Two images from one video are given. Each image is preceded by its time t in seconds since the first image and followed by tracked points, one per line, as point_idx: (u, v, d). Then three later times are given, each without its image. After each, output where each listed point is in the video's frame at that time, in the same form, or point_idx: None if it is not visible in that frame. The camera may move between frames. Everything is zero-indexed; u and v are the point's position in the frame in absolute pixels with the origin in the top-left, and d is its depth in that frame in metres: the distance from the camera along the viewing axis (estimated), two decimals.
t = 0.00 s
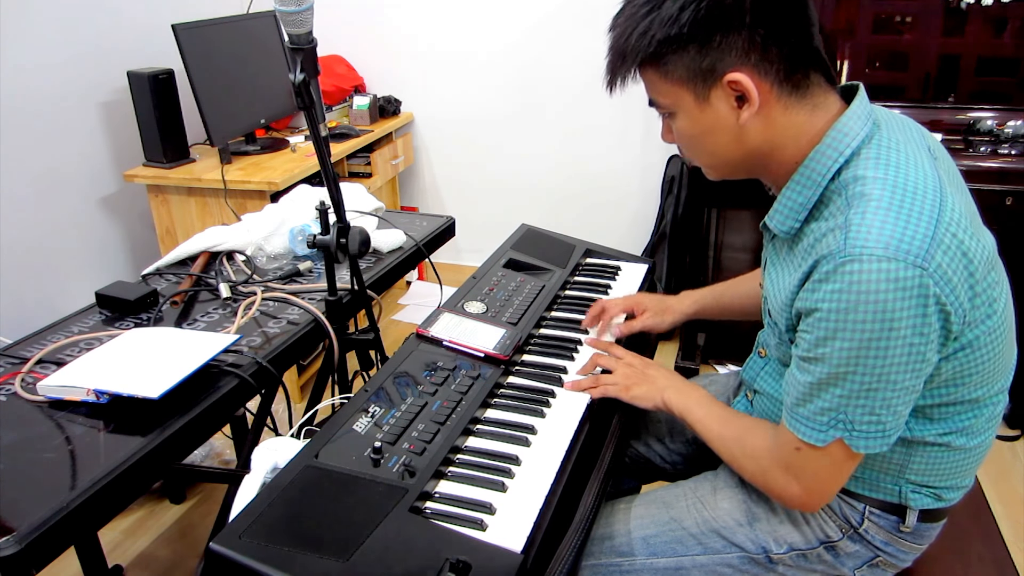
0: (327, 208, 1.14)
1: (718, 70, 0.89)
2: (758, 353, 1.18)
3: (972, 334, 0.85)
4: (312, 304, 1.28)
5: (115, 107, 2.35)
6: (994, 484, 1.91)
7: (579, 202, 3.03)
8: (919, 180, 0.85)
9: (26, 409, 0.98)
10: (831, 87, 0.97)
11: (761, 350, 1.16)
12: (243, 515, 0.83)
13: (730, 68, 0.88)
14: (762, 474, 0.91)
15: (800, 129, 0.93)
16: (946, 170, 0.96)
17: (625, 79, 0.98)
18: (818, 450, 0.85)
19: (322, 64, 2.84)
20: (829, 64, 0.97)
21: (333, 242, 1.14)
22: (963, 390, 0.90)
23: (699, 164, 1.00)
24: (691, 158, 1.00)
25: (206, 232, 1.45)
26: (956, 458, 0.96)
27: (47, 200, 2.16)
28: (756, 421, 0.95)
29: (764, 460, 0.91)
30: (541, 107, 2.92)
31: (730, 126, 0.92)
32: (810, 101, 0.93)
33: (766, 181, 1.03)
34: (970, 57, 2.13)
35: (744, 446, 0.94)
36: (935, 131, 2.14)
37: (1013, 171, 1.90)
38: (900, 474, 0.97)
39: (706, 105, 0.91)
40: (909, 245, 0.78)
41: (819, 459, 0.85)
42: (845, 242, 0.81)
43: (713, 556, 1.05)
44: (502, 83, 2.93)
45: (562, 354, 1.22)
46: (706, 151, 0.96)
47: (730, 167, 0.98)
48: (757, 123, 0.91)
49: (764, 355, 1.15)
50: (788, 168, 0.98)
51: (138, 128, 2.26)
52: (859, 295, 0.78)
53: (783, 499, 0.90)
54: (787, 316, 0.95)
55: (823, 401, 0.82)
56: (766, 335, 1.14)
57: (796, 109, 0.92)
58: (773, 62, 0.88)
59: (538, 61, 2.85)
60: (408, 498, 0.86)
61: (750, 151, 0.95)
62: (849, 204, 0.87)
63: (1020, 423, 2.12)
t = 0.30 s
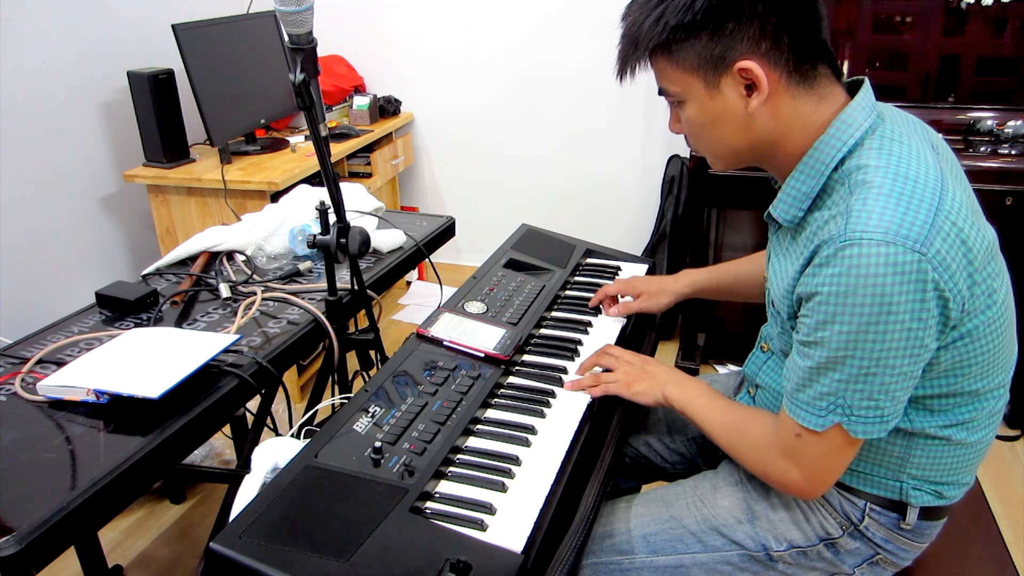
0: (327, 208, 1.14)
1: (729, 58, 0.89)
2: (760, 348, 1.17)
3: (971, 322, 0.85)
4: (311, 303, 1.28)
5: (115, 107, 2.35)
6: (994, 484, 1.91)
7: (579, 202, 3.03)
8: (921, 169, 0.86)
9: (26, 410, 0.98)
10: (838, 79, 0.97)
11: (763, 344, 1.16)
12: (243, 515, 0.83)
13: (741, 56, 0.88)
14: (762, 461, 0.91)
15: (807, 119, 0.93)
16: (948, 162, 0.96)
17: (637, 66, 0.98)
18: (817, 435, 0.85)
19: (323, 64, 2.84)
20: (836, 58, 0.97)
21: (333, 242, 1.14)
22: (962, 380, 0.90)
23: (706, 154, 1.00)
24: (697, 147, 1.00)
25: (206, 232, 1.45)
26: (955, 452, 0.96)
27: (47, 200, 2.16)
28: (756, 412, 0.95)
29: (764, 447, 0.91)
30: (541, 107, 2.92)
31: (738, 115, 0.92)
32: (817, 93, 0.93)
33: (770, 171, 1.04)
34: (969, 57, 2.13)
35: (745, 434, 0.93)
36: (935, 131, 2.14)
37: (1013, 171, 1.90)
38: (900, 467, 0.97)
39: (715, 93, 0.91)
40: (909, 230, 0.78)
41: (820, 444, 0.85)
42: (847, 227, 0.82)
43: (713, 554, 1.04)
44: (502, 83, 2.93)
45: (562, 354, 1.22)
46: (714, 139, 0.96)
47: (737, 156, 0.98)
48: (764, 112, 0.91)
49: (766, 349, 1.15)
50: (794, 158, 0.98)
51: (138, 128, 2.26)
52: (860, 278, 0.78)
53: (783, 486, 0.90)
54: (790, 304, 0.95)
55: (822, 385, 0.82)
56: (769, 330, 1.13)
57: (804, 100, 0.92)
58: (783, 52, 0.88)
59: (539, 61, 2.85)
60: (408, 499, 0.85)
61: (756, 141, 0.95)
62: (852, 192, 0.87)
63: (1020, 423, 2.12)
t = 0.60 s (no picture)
0: (327, 208, 1.14)
1: (742, 45, 0.88)
2: (761, 343, 1.17)
3: (972, 306, 0.86)
4: (311, 303, 1.28)
5: (115, 107, 2.35)
6: (994, 484, 1.91)
7: (579, 202, 3.03)
8: (922, 155, 0.87)
9: (26, 409, 0.98)
10: (842, 71, 0.98)
11: (765, 339, 1.16)
12: (242, 515, 0.83)
13: (754, 43, 0.88)
14: (771, 449, 0.90)
15: (814, 108, 0.93)
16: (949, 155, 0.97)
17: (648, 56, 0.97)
18: (825, 418, 0.84)
19: (322, 64, 2.84)
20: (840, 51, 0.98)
21: (333, 242, 1.14)
22: (963, 367, 0.90)
23: (713, 144, 0.99)
24: (705, 138, 1.00)
25: (206, 232, 1.45)
26: (956, 443, 0.95)
27: (48, 201, 2.16)
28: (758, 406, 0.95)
29: (771, 435, 0.89)
30: (541, 107, 2.92)
31: (750, 102, 0.91)
32: (824, 82, 0.93)
33: (774, 162, 1.04)
34: (970, 57, 2.13)
35: (753, 423, 0.92)
36: (935, 131, 2.14)
37: (1013, 171, 1.90)
38: (902, 460, 0.97)
39: (727, 80, 0.91)
40: (911, 209, 0.79)
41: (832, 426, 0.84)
42: (851, 207, 0.82)
43: (713, 553, 1.04)
44: (503, 83, 2.93)
45: (562, 354, 1.22)
46: (724, 128, 0.95)
47: (744, 146, 0.97)
48: (775, 100, 0.91)
49: (768, 344, 1.14)
50: (799, 148, 0.98)
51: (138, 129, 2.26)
52: (864, 254, 0.78)
53: (793, 474, 0.88)
54: (793, 290, 0.96)
55: (827, 365, 0.82)
56: (771, 324, 1.13)
57: (812, 88, 0.92)
58: (795, 40, 0.88)
59: (539, 61, 2.85)
60: (408, 499, 0.85)
61: (766, 129, 0.94)
62: (855, 175, 0.87)
63: (1020, 423, 2.12)
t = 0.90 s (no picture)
0: (327, 208, 1.14)
1: (748, 36, 0.88)
2: (760, 339, 1.17)
3: (971, 295, 0.86)
4: (311, 303, 1.28)
5: (115, 107, 2.35)
6: (994, 484, 1.91)
7: (579, 202, 3.03)
8: (922, 146, 0.87)
9: (26, 410, 0.98)
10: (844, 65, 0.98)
11: (764, 335, 1.15)
12: (243, 515, 0.83)
13: (759, 34, 0.88)
14: (775, 441, 0.90)
15: (818, 99, 0.93)
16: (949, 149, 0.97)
17: (654, 50, 0.97)
18: (830, 407, 0.84)
19: (322, 64, 2.84)
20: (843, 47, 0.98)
21: (333, 242, 1.14)
22: (962, 357, 0.91)
23: (718, 139, 0.99)
24: (709, 132, 0.99)
25: (206, 232, 1.45)
26: (954, 436, 0.96)
27: (48, 201, 2.16)
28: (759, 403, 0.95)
29: (775, 428, 0.89)
30: (541, 107, 2.92)
31: (755, 93, 0.91)
32: (827, 74, 0.93)
33: (775, 155, 1.04)
34: (970, 57, 2.13)
35: (756, 418, 0.92)
36: (935, 130, 2.14)
37: (1013, 171, 1.90)
38: (901, 453, 0.97)
39: (733, 72, 0.91)
40: (912, 196, 0.79)
41: (836, 416, 0.84)
42: (852, 195, 0.83)
43: (713, 551, 1.04)
44: (503, 83, 2.93)
45: (562, 355, 1.22)
46: (729, 121, 0.94)
47: (748, 140, 0.97)
48: (780, 92, 0.91)
49: (766, 340, 1.14)
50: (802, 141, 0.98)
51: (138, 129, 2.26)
52: (865, 240, 0.79)
53: (797, 467, 0.88)
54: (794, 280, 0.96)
55: (828, 351, 0.82)
56: (770, 320, 1.13)
57: (817, 81, 0.92)
58: (799, 31, 0.89)
59: (539, 61, 2.85)
60: (407, 499, 0.85)
61: (771, 121, 0.94)
62: (856, 165, 0.88)
63: (1020, 423, 2.12)
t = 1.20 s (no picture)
0: (327, 208, 1.14)
1: (743, 36, 0.89)
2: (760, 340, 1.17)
3: (969, 296, 0.86)
4: (312, 303, 1.28)
5: (115, 107, 2.35)
6: (994, 484, 1.91)
7: (579, 202, 3.03)
8: (919, 146, 0.87)
9: (26, 410, 0.98)
10: (842, 66, 0.98)
11: (763, 336, 1.15)
12: (243, 515, 0.83)
13: (755, 33, 0.88)
14: (772, 443, 0.90)
15: (815, 99, 0.93)
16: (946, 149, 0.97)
17: (650, 51, 0.98)
18: (824, 409, 0.84)
19: (323, 64, 2.84)
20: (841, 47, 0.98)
21: (333, 242, 1.14)
22: (960, 358, 0.91)
23: (714, 138, 0.99)
24: (706, 132, 0.99)
25: (206, 232, 1.45)
26: (953, 437, 0.96)
27: (48, 201, 2.16)
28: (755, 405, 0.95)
29: (772, 429, 0.90)
30: (541, 107, 2.92)
31: (751, 93, 0.91)
32: (824, 74, 0.93)
33: (774, 156, 1.04)
34: (970, 57, 2.12)
35: (753, 419, 0.92)
36: (935, 130, 2.14)
37: (1013, 171, 1.90)
38: (900, 455, 0.97)
39: (729, 72, 0.91)
40: (908, 197, 0.79)
41: (831, 418, 0.84)
42: (849, 196, 0.82)
43: (713, 552, 1.04)
44: (502, 83, 2.93)
45: (563, 354, 1.22)
46: (726, 121, 0.95)
47: (745, 140, 0.97)
48: (776, 92, 0.91)
49: (765, 341, 1.14)
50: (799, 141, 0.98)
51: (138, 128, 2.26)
52: (861, 241, 0.79)
53: (795, 468, 0.88)
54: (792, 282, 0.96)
55: (825, 353, 0.82)
56: (769, 321, 1.13)
57: (813, 80, 0.92)
58: (795, 31, 0.88)
59: (539, 61, 2.85)
60: (407, 499, 0.85)
61: (767, 121, 0.94)
62: (853, 166, 0.88)
63: (1020, 423, 2.12)
